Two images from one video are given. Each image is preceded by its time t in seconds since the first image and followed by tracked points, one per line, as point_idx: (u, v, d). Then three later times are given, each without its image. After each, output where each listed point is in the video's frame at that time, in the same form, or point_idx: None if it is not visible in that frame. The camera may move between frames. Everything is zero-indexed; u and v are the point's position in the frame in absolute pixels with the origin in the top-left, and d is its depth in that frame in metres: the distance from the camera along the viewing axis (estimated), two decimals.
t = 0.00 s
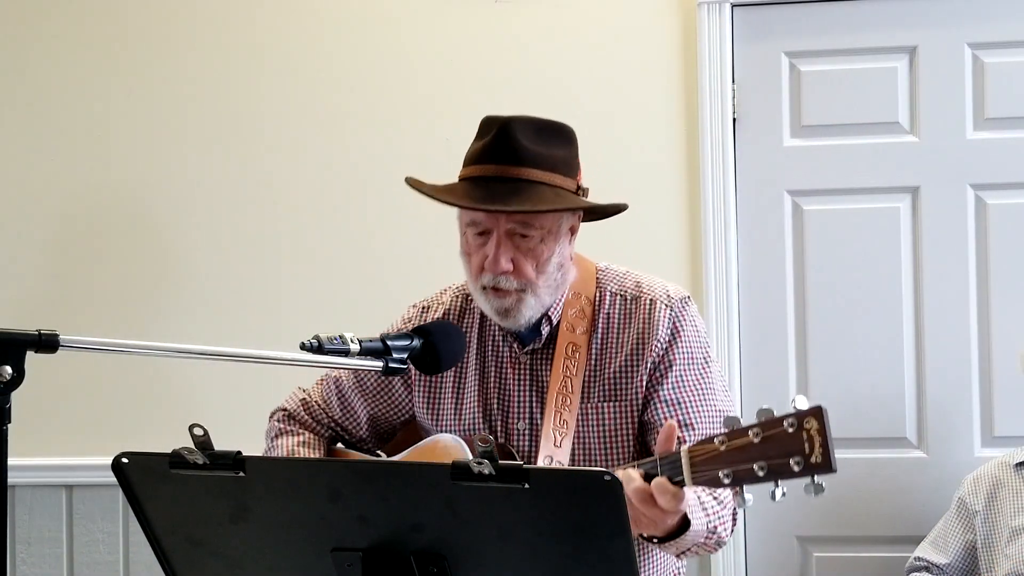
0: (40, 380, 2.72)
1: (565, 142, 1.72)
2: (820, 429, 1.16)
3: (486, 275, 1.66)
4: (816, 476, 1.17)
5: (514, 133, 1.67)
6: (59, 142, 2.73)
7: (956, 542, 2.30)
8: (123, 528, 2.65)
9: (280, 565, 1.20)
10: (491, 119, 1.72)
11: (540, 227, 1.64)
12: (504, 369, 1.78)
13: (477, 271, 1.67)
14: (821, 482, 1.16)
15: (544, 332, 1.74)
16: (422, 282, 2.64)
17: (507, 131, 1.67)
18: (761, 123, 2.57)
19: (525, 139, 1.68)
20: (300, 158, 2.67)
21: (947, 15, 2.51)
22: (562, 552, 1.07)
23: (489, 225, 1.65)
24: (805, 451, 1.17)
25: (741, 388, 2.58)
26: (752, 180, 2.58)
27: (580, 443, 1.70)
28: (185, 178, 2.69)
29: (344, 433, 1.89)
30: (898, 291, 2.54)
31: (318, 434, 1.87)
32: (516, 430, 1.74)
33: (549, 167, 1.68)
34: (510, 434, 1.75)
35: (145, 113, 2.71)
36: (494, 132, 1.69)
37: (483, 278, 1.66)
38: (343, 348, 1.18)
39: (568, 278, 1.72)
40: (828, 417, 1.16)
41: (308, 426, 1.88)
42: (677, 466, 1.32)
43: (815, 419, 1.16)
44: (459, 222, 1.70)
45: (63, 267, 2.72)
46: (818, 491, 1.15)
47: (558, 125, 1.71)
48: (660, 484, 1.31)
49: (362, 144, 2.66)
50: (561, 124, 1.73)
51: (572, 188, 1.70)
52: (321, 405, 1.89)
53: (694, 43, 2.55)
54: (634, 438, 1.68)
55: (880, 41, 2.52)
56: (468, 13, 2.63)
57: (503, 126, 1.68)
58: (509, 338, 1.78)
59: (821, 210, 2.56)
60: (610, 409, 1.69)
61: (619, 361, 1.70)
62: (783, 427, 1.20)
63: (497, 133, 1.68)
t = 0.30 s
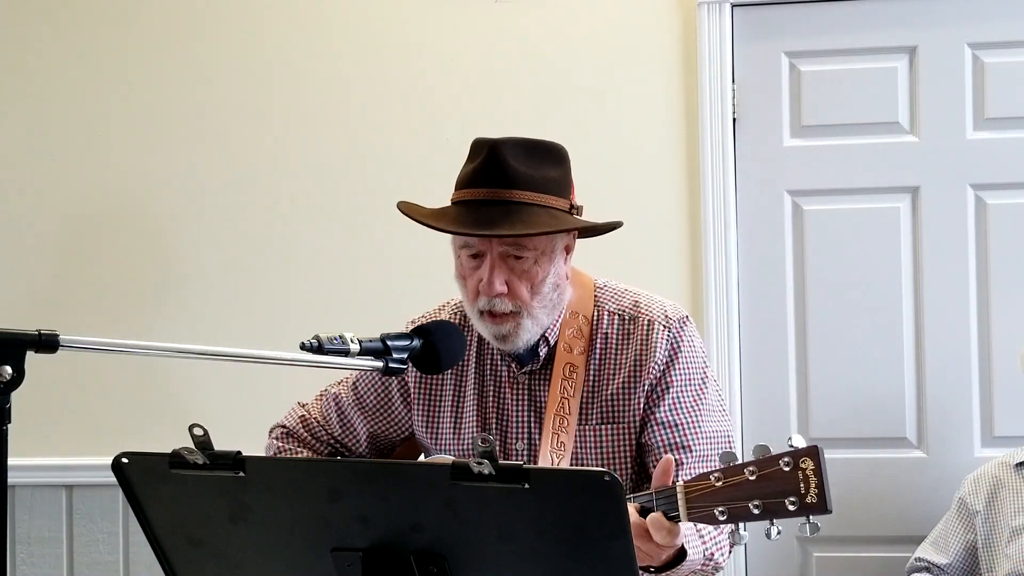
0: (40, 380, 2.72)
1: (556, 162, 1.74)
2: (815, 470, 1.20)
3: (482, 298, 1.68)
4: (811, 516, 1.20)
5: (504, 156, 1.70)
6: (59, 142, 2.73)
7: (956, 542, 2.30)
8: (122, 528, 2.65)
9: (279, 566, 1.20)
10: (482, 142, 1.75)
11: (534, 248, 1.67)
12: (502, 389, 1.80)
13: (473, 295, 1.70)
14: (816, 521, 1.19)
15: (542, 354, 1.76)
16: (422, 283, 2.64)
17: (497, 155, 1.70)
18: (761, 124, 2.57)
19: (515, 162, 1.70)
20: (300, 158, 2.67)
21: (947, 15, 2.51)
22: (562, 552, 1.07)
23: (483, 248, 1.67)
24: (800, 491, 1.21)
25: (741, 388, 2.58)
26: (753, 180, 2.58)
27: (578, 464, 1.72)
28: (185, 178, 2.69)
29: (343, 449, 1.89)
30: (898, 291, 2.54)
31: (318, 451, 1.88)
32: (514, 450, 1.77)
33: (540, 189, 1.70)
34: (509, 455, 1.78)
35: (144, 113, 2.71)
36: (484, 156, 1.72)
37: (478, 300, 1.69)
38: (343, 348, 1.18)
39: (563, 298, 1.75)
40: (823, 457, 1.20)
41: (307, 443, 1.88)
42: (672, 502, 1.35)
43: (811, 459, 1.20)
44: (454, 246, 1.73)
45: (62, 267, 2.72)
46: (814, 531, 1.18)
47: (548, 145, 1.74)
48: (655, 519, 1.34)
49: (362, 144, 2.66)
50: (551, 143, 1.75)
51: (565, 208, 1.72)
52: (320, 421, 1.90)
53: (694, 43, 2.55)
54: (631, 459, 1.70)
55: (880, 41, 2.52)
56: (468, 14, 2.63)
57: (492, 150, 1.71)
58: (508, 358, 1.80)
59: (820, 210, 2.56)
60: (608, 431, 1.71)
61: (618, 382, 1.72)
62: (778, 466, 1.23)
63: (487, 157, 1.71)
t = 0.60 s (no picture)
0: (40, 380, 2.72)
1: (557, 167, 1.75)
2: (820, 482, 1.20)
3: (483, 301, 1.68)
4: (815, 527, 1.21)
5: (505, 160, 1.70)
6: (59, 142, 2.73)
7: (956, 542, 2.30)
8: (122, 529, 2.65)
9: (280, 567, 1.20)
10: (483, 148, 1.75)
11: (535, 252, 1.68)
12: (505, 398, 1.79)
13: (474, 298, 1.70)
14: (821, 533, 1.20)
15: (544, 362, 1.76)
16: (422, 283, 2.64)
17: (497, 158, 1.71)
18: (761, 124, 2.57)
19: (516, 165, 1.71)
20: (301, 157, 2.67)
21: (947, 15, 2.51)
22: (564, 553, 1.07)
23: (484, 251, 1.68)
24: (805, 503, 1.21)
25: (741, 388, 2.58)
26: (752, 180, 2.58)
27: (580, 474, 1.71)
28: (185, 178, 2.69)
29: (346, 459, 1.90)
30: (898, 290, 2.54)
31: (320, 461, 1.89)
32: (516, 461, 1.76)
33: (541, 192, 1.70)
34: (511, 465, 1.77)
35: (144, 113, 2.71)
36: (485, 160, 1.72)
37: (480, 304, 1.69)
38: (343, 348, 1.18)
39: (565, 304, 1.75)
40: (828, 469, 1.20)
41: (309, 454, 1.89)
42: (676, 515, 1.35)
43: (815, 471, 1.20)
44: (455, 251, 1.73)
45: (63, 265, 2.72)
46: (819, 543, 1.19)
47: (549, 150, 1.74)
48: (660, 531, 1.34)
49: (362, 144, 2.66)
50: (553, 149, 1.76)
51: (566, 213, 1.73)
52: (322, 432, 1.90)
53: (694, 43, 2.55)
54: (634, 470, 1.70)
55: (880, 41, 2.52)
56: (468, 14, 2.63)
57: (493, 154, 1.71)
58: (510, 367, 1.80)
59: (820, 210, 2.56)
60: (610, 441, 1.71)
61: (620, 392, 1.71)
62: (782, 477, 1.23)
63: (488, 162, 1.72)
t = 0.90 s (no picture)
0: (40, 380, 2.72)
1: (555, 173, 1.75)
2: (827, 500, 1.21)
3: (483, 306, 1.69)
4: (823, 547, 1.22)
5: (502, 164, 1.71)
6: (59, 142, 2.73)
7: (957, 542, 2.30)
8: (122, 529, 2.65)
9: (280, 568, 1.20)
10: (481, 155, 1.77)
11: (534, 255, 1.68)
12: (506, 409, 1.80)
13: (475, 303, 1.70)
14: (827, 552, 1.21)
15: (546, 374, 1.76)
16: (422, 283, 2.64)
17: (494, 163, 1.71)
18: (761, 124, 2.57)
19: (512, 169, 1.71)
20: (301, 158, 2.67)
21: (947, 14, 2.51)
22: (565, 554, 1.07)
23: (483, 256, 1.68)
24: (812, 522, 1.22)
25: (741, 388, 2.58)
26: (752, 180, 2.58)
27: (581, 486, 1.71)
28: (184, 179, 2.69)
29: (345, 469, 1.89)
30: (898, 290, 2.54)
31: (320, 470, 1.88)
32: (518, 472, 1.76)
33: (538, 196, 1.71)
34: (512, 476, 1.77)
35: (144, 113, 2.71)
36: (483, 166, 1.73)
37: (480, 310, 1.69)
38: (343, 348, 1.18)
39: (567, 310, 1.75)
40: (835, 488, 1.21)
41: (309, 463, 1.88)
42: (681, 531, 1.35)
43: (822, 490, 1.21)
44: (455, 257, 1.74)
45: (64, 265, 2.72)
46: (826, 562, 1.19)
47: (547, 156, 1.75)
48: (667, 549, 1.35)
49: (362, 144, 2.66)
50: (551, 155, 1.76)
51: (565, 218, 1.73)
52: (323, 441, 1.90)
53: (694, 42, 2.55)
54: (636, 483, 1.69)
55: (880, 41, 2.52)
56: (468, 14, 2.63)
57: (490, 159, 1.72)
58: (511, 378, 1.80)
59: (820, 210, 2.56)
60: (612, 453, 1.70)
61: (622, 405, 1.71)
62: (789, 496, 1.24)
63: (485, 166, 1.72)
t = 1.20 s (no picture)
0: (40, 380, 2.72)
1: (554, 178, 1.75)
2: (826, 507, 1.21)
3: (483, 311, 1.68)
4: (821, 553, 1.21)
5: (500, 171, 1.71)
6: (59, 142, 2.73)
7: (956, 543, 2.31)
8: (122, 529, 2.65)
9: (280, 568, 1.20)
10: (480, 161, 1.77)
11: (534, 260, 1.68)
12: (507, 416, 1.80)
13: (475, 309, 1.70)
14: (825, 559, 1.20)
15: (548, 380, 1.76)
16: (422, 284, 2.64)
17: (492, 169, 1.72)
18: (761, 124, 2.57)
19: (510, 175, 1.72)
20: (301, 158, 2.67)
21: (947, 14, 2.51)
22: (564, 555, 1.07)
23: (483, 262, 1.68)
24: (810, 529, 1.21)
25: (742, 388, 2.58)
26: (752, 180, 2.58)
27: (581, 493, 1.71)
28: (184, 179, 2.69)
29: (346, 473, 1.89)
30: (898, 290, 2.54)
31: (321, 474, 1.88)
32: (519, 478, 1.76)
33: (537, 201, 1.71)
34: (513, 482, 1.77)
35: (144, 113, 2.71)
36: (481, 173, 1.74)
37: (481, 315, 1.69)
38: (343, 348, 1.18)
39: (568, 315, 1.75)
40: (833, 495, 1.21)
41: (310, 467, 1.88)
42: (681, 539, 1.35)
43: (821, 496, 1.21)
44: (455, 264, 1.74)
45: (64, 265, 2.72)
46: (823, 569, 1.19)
47: (545, 161, 1.75)
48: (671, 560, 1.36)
49: (362, 144, 2.66)
50: (549, 161, 1.76)
51: (565, 223, 1.73)
52: (324, 445, 1.89)
53: (694, 42, 2.55)
54: (636, 490, 1.69)
55: (880, 41, 2.52)
56: (468, 14, 2.63)
57: (488, 165, 1.72)
58: (513, 385, 1.80)
59: (820, 210, 2.56)
60: (612, 461, 1.70)
61: (623, 413, 1.71)
62: (788, 502, 1.24)
63: (483, 173, 1.73)
